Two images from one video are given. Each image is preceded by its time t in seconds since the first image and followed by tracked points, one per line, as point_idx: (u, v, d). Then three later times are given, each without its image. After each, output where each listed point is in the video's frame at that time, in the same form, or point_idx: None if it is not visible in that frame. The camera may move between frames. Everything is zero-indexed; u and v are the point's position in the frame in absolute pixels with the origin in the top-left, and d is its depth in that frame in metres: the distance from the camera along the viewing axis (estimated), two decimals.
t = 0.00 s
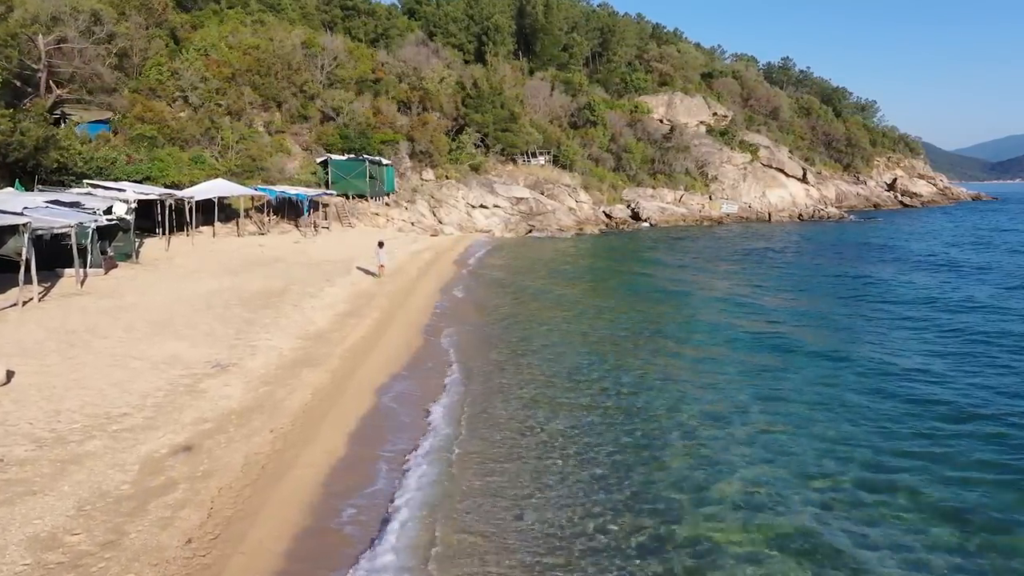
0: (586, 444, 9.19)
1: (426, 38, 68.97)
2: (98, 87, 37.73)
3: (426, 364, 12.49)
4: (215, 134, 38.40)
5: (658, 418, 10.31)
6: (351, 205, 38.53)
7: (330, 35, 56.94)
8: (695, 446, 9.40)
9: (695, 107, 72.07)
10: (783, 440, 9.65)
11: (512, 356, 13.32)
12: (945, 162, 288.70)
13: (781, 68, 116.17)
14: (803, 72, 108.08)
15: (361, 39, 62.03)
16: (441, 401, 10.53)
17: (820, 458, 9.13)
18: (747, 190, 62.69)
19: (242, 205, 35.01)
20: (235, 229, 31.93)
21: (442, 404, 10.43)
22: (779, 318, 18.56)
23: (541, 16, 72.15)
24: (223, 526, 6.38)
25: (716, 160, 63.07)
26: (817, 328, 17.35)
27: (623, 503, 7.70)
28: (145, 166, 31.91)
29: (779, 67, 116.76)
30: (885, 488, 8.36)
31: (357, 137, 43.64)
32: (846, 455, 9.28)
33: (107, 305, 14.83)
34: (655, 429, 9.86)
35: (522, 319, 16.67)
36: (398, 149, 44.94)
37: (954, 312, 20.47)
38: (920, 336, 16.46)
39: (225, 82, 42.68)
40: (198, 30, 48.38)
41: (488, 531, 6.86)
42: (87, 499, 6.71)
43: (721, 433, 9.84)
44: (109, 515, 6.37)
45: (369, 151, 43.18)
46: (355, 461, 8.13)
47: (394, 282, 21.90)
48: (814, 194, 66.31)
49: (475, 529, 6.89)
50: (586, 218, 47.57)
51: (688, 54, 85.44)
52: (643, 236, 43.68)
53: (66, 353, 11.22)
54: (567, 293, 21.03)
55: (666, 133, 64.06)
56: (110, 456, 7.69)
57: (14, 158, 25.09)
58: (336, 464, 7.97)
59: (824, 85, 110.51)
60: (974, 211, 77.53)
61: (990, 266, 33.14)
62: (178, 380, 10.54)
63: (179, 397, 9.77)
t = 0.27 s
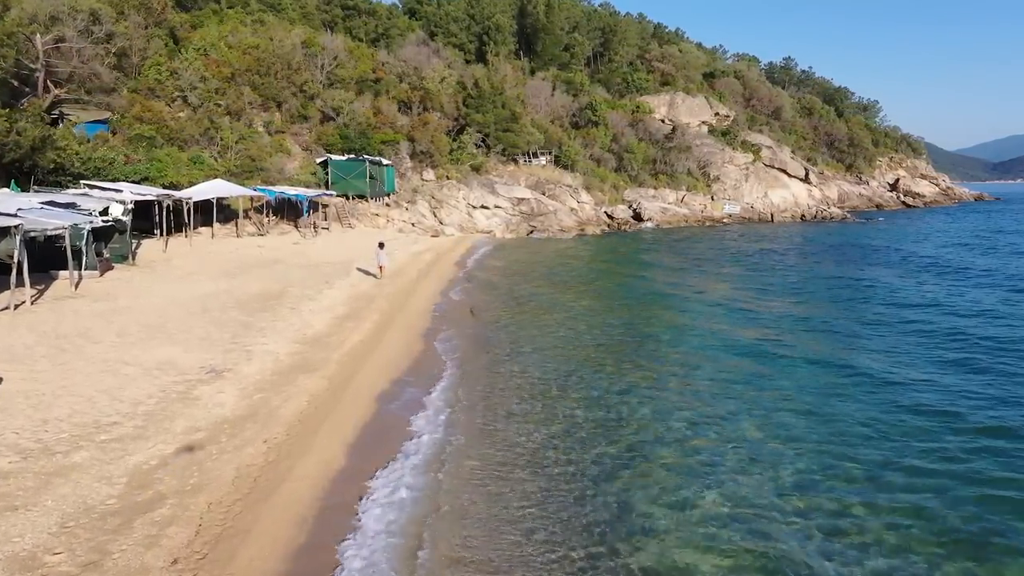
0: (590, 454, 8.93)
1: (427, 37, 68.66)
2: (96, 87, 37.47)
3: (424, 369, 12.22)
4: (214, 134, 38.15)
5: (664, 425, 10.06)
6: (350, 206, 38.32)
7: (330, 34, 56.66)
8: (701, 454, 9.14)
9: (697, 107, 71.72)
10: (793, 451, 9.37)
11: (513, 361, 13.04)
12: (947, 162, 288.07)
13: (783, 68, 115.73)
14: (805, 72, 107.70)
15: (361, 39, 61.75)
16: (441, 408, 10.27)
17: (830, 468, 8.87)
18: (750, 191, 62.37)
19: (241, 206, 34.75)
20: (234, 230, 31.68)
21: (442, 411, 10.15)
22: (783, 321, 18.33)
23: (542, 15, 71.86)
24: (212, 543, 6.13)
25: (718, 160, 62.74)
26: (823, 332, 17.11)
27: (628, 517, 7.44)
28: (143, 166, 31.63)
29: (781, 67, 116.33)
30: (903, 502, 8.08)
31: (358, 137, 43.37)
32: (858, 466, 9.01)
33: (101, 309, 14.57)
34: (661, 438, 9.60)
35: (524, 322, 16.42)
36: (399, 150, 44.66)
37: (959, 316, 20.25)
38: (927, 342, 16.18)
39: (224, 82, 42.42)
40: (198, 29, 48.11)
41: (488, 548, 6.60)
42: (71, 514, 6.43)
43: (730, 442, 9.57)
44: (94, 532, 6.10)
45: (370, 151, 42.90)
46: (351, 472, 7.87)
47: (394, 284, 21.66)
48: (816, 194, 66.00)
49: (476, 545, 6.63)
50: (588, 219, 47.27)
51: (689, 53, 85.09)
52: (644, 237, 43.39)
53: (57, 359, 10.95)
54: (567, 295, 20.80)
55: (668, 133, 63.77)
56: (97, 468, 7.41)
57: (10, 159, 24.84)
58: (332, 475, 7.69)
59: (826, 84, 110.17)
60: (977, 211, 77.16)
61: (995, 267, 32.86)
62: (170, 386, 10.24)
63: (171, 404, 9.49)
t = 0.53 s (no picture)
0: (593, 464, 8.69)
1: (428, 37, 68.40)
2: (95, 87, 37.25)
3: (424, 374, 11.99)
4: (214, 134, 37.92)
5: (669, 434, 9.81)
6: (350, 207, 38.08)
7: (330, 33, 56.43)
8: (708, 466, 8.89)
9: (698, 107, 71.42)
10: (803, 462, 9.12)
11: (514, 365, 12.81)
12: (949, 162, 287.54)
13: (785, 67, 115.38)
14: (806, 72, 107.38)
15: (362, 38, 61.51)
16: (441, 415, 10.02)
17: (841, 481, 8.63)
18: (752, 191, 62.09)
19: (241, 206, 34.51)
20: (233, 231, 31.45)
21: (442, 418, 9.91)
22: (788, 325, 18.09)
23: (544, 15, 71.62)
24: (202, 561, 5.88)
25: (720, 160, 62.45)
26: (829, 336, 16.88)
27: (634, 533, 7.19)
28: (142, 166, 31.39)
29: (782, 66, 115.96)
30: (917, 518, 7.83)
31: (358, 137, 43.13)
32: (870, 478, 8.76)
33: (95, 312, 14.32)
34: (667, 447, 9.36)
35: (526, 325, 16.19)
36: (399, 150, 44.42)
37: (965, 321, 20.02)
38: (934, 347, 15.95)
39: (224, 82, 42.20)
40: (197, 29, 47.88)
41: (488, 566, 6.36)
42: (56, 528, 6.17)
43: (737, 452, 9.33)
44: (79, 550, 5.83)
45: (370, 151, 42.66)
46: (347, 484, 7.62)
47: (394, 286, 21.43)
48: (819, 194, 65.71)
49: (476, 562, 6.39)
50: (589, 219, 46.98)
51: (691, 53, 84.82)
52: (646, 238, 43.11)
53: (48, 365, 10.69)
54: (569, 297, 20.57)
55: (670, 132, 63.52)
56: (85, 479, 7.15)
57: (6, 159, 24.59)
58: (327, 488, 7.44)
59: (828, 84, 109.87)
60: (980, 211, 76.83)
61: (999, 269, 32.61)
62: (162, 393, 9.98)
63: (163, 411, 9.23)
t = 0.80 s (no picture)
0: (598, 474, 8.39)
1: (429, 36, 68.13)
2: (93, 87, 36.97)
3: (423, 379, 11.74)
4: (213, 134, 37.66)
5: (676, 442, 9.52)
6: (350, 207, 37.72)
7: (330, 33, 56.18)
8: (716, 475, 8.60)
9: (700, 107, 71.10)
10: (814, 471, 8.83)
11: (516, 370, 12.55)
12: (951, 162, 286.94)
13: (787, 67, 114.95)
14: (808, 72, 107.05)
15: (362, 39, 61.28)
16: (439, 423, 9.76)
17: (854, 490, 8.35)
18: (753, 191, 61.76)
19: (240, 207, 34.24)
20: (232, 231, 31.16)
21: (440, 426, 9.66)
22: (793, 330, 17.84)
23: (545, 15, 71.36)
24: None
25: (722, 160, 62.12)
26: (835, 343, 16.64)
27: (641, 546, 6.91)
28: (140, 166, 31.10)
29: (785, 66, 115.53)
30: (935, 527, 7.53)
31: (358, 137, 42.86)
32: (885, 488, 8.46)
33: (88, 315, 14.04)
34: (673, 455, 9.08)
35: (527, 328, 15.94)
36: (400, 150, 44.15)
37: (973, 324, 19.76)
38: (945, 355, 15.72)
39: (223, 82, 41.96)
40: (197, 29, 47.63)
41: None
42: (35, 547, 5.89)
43: (745, 460, 9.06)
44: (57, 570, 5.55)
45: (370, 151, 42.37)
46: (342, 497, 7.35)
47: (394, 288, 21.18)
48: (821, 194, 65.35)
49: None
50: (591, 220, 46.65)
51: (693, 53, 84.48)
52: (648, 238, 42.79)
53: (37, 371, 10.40)
54: (571, 300, 20.32)
55: (672, 133, 63.22)
56: (70, 493, 6.87)
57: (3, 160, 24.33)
58: (321, 501, 7.17)
59: (830, 84, 109.51)
60: (984, 212, 76.39)
61: (1004, 271, 32.28)
62: (153, 400, 9.70)
63: (153, 420, 8.94)
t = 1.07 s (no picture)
0: (604, 488, 8.10)
1: (430, 36, 67.84)
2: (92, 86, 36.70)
3: (422, 385, 11.47)
4: (212, 134, 37.41)
5: (684, 454, 9.21)
6: (350, 208, 37.39)
7: (331, 33, 55.88)
8: (727, 490, 8.30)
9: (703, 107, 70.75)
10: (828, 486, 8.52)
11: (517, 376, 12.27)
12: (953, 162, 286.27)
13: (789, 66, 114.50)
14: (811, 71, 106.68)
15: (363, 38, 61.01)
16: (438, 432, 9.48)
17: (872, 507, 8.03)
18: (756, 191, 61.40)
19: (239, 207, 33.96)
20: (231, 232, 30.89)
21: (439, 435, 9.38)
22: (801, 327, 17.54)
23: (546, 14, 71.06)
24: None
25: (724, 160, 61.76)
26: (844, 339, 16.33)
27: (649, 566, 6.61)
28: (138, 167, 30.81)
29: (787, 66, 115.08)
30: (952, 547, 7.26)
31: (358, 137, 42.59)
32: (903, 505, 8.15)
33: (81, 319, 13.74)
34: (682, 468, 8.78)
35: (528, 331, 15.69)
36: (400, 150, 43.88)
37: (982, 324, 19.45)
38: (957, 350, 15.43)
39: (223, 82, 41.71)
40: (197, 28, 47.35)
41: None
42: (14, 567, 5.60)
43: (754, 472, 8.78)
44: None
45: (371, 152, 42.08)
46: (337, 512, 7.06)
47: (394, 289, 20.90)
48: (824, 195, 64.98)
49: None
50: (593, 220, 46.32)
51: (695, 53, 84.12)
52: (650, 239, 42.47)
53: (26, 377, 10.11)
54: (573, 302, 20.05)
55: (674, 133, 62.89)
56: (53, 508, 6.58)
57: None
58: (315, 517, 6.88)
59: (832, 84, 109.12)
60: (988, 212, 75.97)
61: (1011, 271, 31.93)
62: (144, 408, 9.40)
63: (144, 429, 8.65)
